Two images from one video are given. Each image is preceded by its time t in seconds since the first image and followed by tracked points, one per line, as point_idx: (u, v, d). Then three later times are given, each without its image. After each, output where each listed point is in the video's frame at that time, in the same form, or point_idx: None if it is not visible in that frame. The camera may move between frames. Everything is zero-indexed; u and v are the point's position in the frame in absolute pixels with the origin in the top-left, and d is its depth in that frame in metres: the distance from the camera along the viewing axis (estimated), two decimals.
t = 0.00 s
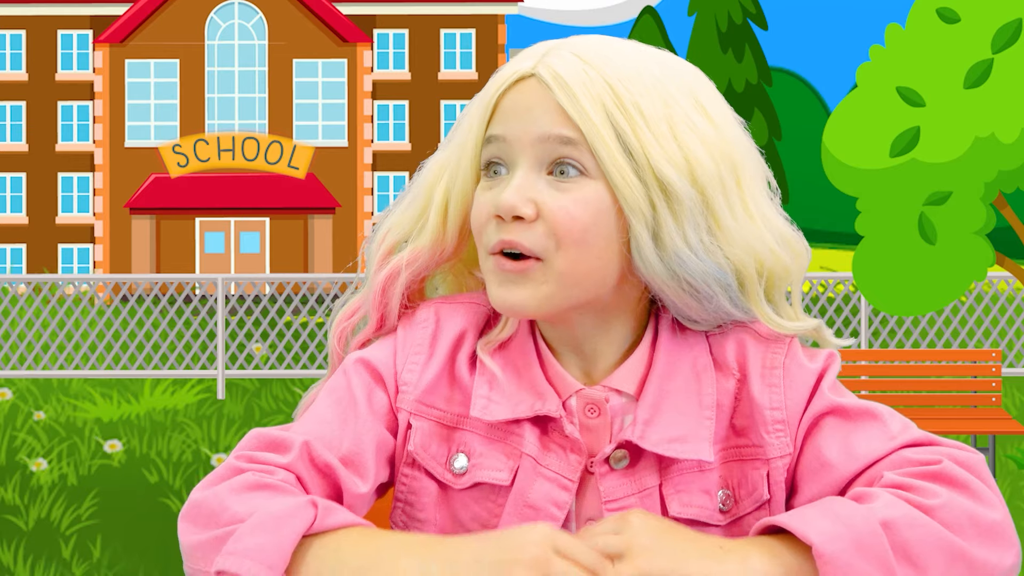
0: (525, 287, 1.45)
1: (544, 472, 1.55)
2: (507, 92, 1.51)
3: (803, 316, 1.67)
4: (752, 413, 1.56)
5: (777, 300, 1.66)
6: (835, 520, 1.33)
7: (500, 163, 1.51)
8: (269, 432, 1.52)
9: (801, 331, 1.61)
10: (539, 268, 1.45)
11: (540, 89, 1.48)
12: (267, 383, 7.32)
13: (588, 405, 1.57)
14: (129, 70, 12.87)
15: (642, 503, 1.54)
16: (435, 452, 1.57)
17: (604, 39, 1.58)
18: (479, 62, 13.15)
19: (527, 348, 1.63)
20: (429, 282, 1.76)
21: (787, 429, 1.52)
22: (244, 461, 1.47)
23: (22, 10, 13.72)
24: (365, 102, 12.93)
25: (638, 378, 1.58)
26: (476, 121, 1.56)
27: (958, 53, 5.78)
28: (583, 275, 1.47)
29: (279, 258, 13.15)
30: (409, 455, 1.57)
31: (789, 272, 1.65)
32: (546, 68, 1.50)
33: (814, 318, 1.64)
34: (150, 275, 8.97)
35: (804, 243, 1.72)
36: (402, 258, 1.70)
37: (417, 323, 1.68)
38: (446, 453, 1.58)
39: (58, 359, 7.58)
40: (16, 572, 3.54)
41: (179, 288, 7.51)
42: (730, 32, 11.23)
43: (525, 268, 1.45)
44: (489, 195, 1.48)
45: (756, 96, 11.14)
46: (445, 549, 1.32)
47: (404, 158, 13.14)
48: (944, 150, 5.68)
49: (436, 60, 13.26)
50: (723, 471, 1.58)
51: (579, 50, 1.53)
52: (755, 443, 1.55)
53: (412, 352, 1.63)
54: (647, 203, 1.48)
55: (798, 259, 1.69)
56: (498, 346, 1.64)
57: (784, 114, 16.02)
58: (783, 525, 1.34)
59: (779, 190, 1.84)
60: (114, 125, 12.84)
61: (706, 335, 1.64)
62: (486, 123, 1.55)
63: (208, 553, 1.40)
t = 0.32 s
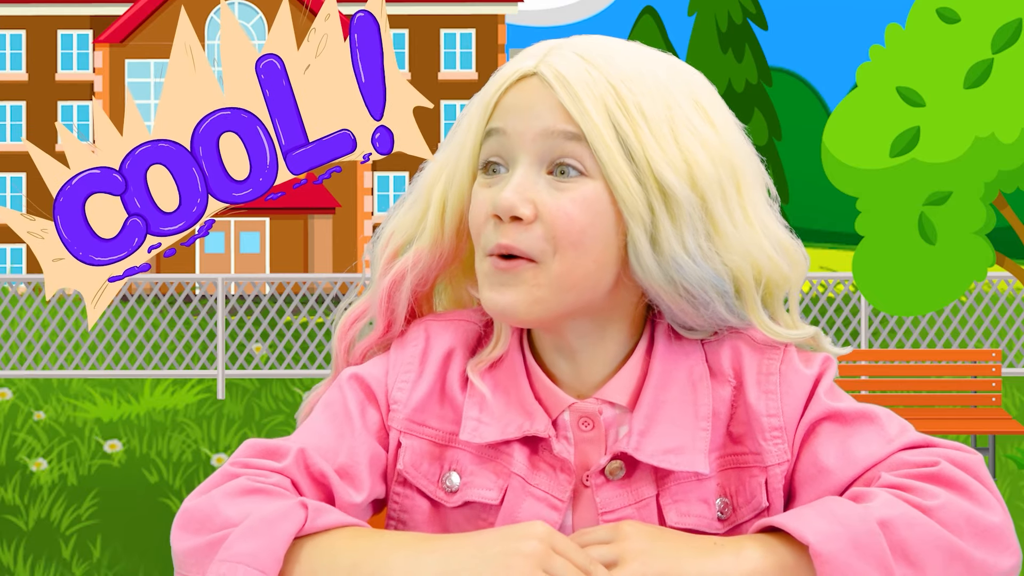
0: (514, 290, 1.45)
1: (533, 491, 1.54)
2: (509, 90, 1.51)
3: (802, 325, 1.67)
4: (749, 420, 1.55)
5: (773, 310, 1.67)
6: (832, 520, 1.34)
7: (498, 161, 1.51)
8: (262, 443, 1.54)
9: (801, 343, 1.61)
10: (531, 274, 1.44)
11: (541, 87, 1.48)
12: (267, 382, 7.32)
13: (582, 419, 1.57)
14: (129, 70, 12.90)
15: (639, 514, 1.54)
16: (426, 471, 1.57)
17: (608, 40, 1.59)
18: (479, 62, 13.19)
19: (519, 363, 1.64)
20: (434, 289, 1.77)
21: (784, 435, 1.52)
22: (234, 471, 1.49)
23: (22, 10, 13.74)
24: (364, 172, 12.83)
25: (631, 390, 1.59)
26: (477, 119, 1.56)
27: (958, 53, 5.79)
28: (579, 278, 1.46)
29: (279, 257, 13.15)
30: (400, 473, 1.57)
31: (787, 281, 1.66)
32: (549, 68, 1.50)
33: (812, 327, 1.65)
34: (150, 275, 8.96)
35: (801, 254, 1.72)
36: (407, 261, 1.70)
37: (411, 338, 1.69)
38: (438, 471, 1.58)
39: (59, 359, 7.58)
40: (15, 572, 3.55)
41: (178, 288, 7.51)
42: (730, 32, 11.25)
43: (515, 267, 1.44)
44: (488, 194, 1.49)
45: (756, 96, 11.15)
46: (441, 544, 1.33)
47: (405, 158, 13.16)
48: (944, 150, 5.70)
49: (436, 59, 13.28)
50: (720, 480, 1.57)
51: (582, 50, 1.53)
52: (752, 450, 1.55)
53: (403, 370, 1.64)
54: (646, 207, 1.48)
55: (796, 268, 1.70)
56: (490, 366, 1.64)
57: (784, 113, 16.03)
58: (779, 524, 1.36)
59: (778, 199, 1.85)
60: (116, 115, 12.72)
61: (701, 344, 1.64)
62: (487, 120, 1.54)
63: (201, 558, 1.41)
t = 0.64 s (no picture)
0: (523, 281, 1.46)
1: (533, 489, 1.55)
2: (501, 88, 1.51)
3: (807, 316, 1.66)
4: (755, 415, 1.55)
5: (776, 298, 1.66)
6: (825, 512, 1.36)
7: (493, 162, 1.51)
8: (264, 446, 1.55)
9: (806, 335, 1.60)
10: (539, 267, 1.46)
11: (532, 86, 1.48)
12: (267, 382, 7.32)
13: (588, 411, 1.57)
14: (129, 70, 12.90)
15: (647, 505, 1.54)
16: (429, 470, 1.57)
17: (594, 30, 1.57)
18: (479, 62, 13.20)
19: (525, 358, 1.63)
20: (438, 286, 1.76)
21: (789, 430, 1.52)
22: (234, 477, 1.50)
23: (22, 10, 13.74)
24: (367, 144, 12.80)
25: (638, 383, 1.58)
26: (471, 118, 1.55)
27: (958, 52, 5.79)
28: (584, 271, 1.47)
29: (280, 258, 13.05)
30: (402, 472, 1.57)
31: (789, 267, 1.65)
32: (538, 63, 1.49)
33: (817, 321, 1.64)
34: (151, 275, 8.95)
35: (802, 236, 1.72)
36: (411, 260, 1.70)
37: (407, 341, 1.68)
38: (440, 470, 1.59)
39: (58, 359, 7.58)
40: (16, 572, 3.55)
41: (178, 288, 7.51)
42: (730, 32, 11.25)
43: (522, 260, 1.46)
44: (485, 195, 1.49)
45: (756, 96, 11.14)
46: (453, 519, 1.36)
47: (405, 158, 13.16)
48: (944, 149, 5.70)
49: (436, 59, 13.29)
50: (726, 474, 1.57)
51: (571, 43, 1.52)
52: (758, 445, 1.55)
53: (402, 371, 1.63)
54: (645, 202, 1.48)
55: (796, 251, 1.70)
56: (492, 362, 1.64)
57: (784, 113, 16.05)
58: (773, 515, 1.37)
59: (774, 179, 1.83)
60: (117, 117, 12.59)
61: (707, 340, 1.64)
62: (481, 120, 1.54)
63: (211, 551, 1.43)
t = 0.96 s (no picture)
0: (517, 310, 1.30)
1: (552, 508, 1.37)
2: (501, 102, 1.34)
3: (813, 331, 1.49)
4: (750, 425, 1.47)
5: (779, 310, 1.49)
6: (804, 512, 1.25)
7: (493, 182, 1.35)
8: (236, 409, 1.25)
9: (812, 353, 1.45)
10: (535, 292, 1.30)
11: (530, 100, 1.31)
12: (267, 382, 7.32)
13: (604, 432, 1.42)
14: (129, 70, 12.92)
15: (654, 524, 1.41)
16: (434, 479, 1.35)
17: (607, 40, 1.39)
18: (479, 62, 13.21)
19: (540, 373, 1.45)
20: (436, 298, 1.57)
21: (783, 439, 1.43)
22: (213, 459, 1.19)
23: (22, 10, 13.75)
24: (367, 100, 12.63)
25: (647, 397, 1.44)
26: (473, 133, 1.39)
27: (958, 53, 5.78)
28: (584, 295, 1.31)
29: (280, 257, 13.13)
30: (405, 484, 1.34)
31: (797, 290, 1.45)
32: (539, 79, 1.32)
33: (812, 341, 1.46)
34: (150, 275, 8.94)
35: (810, 255, 1.52)
36: (407, 270, 1.53)
37: (414, 340, 1.43)
38: (445, 480, 1.36)
39: (59, 359, 7.58)
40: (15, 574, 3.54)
41: (178, 288, 7.50)
42: (730, 32, 11.25)
43: (513, 289, 1.31)
44: (481, 214, 1.34)
45: (756, 95, 11.12)
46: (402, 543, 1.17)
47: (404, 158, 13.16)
48: (944, 149, 5.68)
49: (436, 60, 13.30)
50: (728, 485, 1.50)
51: (576, 55, 1.35)
52: (756, 455, 1.47)
53: (411, 369, 1.39)
54: (643, 225, 1.30)
55: (809, 274, 1.49)
56: (502, 366, 1.45)
57: (784, 114, 16.06)
58: (751, 516, 1.26)
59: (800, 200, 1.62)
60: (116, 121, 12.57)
61: (708, 354, 1.50)
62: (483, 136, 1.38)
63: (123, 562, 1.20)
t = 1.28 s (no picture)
0: (463, 359, 1.25)
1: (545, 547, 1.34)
2: (453, 130, 1.27)
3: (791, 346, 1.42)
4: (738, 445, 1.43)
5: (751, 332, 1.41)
6: (808, 517, 1.24)
7: (444, 218, 1.27)
8: (171, 479, 1.17)
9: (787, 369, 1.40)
10: (479, 343, 1.24)
11: (485, 131, 1.23)
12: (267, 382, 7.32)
13: (585, 473, 1.35)
14: (129, 70, 12.90)
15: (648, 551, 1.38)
16: (415, 541, 1.28)
17: (571, 61, 1.31)
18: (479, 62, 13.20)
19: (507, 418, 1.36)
20: (374, 338, 1.45)
21: (774, 460, 1.40)
22: (135, 540, 1.12)
23: (22, 10, 13.73)
24: (365, 102, 12.92)
25: (630, 434, 1.38)
26: (422, 160, 1.31)
27: (958, 53, 5.77)
28: (533, 349, 1.25)
29: (280, 257, 13.14)
30: (385, 552, 1.27)
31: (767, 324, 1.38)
32: (496, 109, 1.24)
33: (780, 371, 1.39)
34: (150, 275, 8.94)
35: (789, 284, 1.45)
36: (348, 309, 1.41)
37: (367, 395, 1.30)
38: (426, 536, 1.30)
39: (59, 359, 7.57)
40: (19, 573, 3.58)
41: (179, 288, 7.50)
42: (730, 32, 11.25)
43: (461, 337, 1.25)
44: (429, 253, 1.27)
45: (756, 96, 11.12)
46: None
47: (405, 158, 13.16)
48: (944, 149, 5.67)
49: (436, 60, 13.30)
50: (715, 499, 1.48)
51: (535, 81, 1.26)
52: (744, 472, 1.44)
53: (369, 425, 1.27)
54: (612, 271, 1.23)
55: (783, 305, 1.42)
56: (462, 407, 1.36)
57: (785, 114, 16.06)
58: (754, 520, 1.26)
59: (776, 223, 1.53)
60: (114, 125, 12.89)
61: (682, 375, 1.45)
62: (433, 163, 1.30)
63: None
